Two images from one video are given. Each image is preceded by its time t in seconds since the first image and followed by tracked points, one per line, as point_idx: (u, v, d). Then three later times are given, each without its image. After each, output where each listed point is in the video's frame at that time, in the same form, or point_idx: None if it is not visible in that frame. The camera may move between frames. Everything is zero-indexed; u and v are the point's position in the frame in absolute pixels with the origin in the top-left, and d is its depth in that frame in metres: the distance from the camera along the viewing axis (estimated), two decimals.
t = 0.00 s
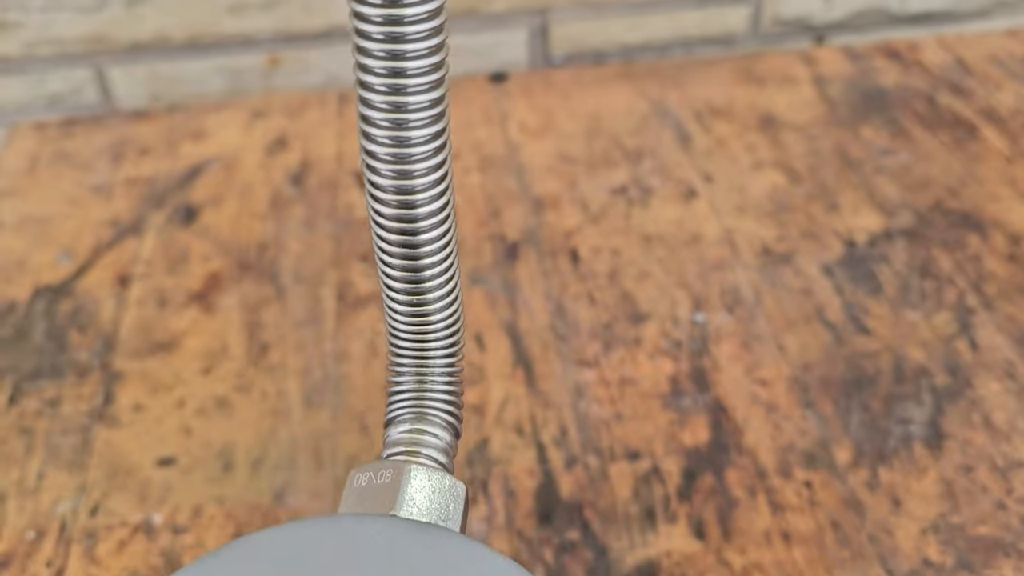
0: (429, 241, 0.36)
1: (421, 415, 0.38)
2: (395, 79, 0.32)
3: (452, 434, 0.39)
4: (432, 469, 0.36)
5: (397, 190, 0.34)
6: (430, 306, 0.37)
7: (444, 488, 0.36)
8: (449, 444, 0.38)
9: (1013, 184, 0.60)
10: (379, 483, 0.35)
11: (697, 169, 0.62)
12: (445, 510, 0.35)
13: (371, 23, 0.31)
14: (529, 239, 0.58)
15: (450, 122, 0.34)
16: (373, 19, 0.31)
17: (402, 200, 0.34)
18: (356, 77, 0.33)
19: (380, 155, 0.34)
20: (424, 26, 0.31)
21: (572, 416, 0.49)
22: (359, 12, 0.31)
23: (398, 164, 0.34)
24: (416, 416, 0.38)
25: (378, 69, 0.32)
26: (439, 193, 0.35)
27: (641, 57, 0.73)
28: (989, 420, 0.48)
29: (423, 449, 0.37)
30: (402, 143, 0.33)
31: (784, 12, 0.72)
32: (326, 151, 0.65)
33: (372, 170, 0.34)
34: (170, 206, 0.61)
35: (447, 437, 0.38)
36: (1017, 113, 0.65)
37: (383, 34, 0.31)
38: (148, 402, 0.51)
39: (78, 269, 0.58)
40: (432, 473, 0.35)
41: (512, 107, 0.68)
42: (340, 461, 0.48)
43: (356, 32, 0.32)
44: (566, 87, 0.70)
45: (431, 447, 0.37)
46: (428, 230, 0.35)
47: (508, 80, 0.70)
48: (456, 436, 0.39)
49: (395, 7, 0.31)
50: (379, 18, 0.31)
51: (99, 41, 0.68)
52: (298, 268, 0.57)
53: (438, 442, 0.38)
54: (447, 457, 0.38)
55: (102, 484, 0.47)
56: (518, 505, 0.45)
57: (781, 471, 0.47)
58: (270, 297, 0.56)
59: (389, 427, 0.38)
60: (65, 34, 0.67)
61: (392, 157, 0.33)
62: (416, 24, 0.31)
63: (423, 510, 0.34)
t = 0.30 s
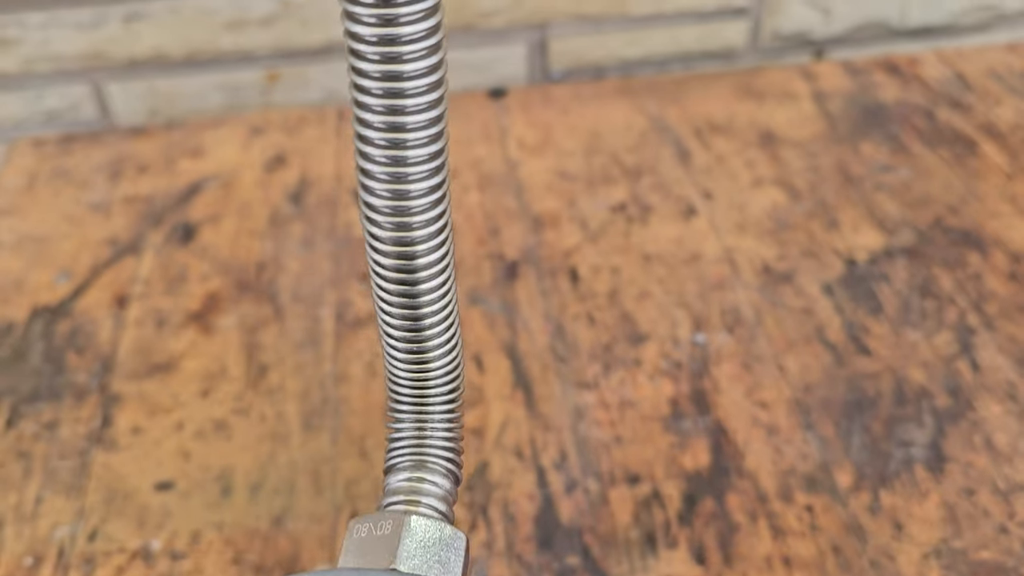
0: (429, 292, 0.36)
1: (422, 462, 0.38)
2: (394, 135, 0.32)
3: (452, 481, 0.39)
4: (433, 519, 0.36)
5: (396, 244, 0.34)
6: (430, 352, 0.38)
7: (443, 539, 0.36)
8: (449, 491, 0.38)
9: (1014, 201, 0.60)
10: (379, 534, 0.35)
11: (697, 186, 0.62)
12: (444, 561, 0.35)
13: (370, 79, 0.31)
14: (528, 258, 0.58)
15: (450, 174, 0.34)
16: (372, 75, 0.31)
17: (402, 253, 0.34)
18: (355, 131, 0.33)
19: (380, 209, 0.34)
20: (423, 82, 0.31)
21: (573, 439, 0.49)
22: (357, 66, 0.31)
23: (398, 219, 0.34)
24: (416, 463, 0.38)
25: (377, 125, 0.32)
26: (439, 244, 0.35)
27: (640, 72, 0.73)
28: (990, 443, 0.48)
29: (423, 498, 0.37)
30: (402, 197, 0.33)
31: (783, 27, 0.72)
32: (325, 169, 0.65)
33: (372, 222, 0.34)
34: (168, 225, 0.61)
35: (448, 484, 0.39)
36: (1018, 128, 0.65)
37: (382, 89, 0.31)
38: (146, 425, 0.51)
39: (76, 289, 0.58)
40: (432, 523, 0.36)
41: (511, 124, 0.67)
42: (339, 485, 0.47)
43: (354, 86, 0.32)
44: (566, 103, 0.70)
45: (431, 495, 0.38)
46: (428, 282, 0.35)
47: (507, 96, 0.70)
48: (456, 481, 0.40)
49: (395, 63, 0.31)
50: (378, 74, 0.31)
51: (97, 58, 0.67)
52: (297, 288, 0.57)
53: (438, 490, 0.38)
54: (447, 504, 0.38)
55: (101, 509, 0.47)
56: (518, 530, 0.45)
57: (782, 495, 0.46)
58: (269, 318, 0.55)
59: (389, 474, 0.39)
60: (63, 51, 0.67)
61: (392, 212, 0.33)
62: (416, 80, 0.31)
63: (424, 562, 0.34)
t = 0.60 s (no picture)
0: (426, 369, 0.36)
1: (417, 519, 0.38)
2: (389, 229, 0.32)
3: (448, 537, 0.39)
4: None
5: (392, 328, 0.35)
6: (426, 412, 0.38)
7: None
8: (445, 548, 0.38)
9: (1015, 221, 0.60)
10: None
11: (697, 205, 0.62)
12: None
13: (365, 175, 0.31)
14: (527, 280, 0.57)
15: (445, 253, 0.35)
16: (367, 171, 0.31)
17: (399, 335, 0.35)
18: (350, 218, 0.33)
19: (378, 297, 0.34)
20: (420, 178, 0.31)
21: (572, 466, 0.48)
22: (353, 164, 0.31)
23: (394, 305, 0.34)
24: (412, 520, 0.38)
25: (373, 221, 0.32)
26: (435, 332, 0.36)
27: (639, 88, 0.72)
28: (993, 469, 0.48)
29: (419, 557, 0.37)
30: (399, 286, 0.34)
31: (784, 43, 0.72)
32: (322, 188, 0.65)
33: (370, 308, 0.35)
34: (164, 245, 0.61)
35: (444, 540, 0.38)
36: (1019, 146, 0.65)
37: (377, 186, 0.31)
38: (141, 451, 0.50)
39: (71, 311, 0.57)
40: None
41: (510, 142, 0.67)
42: (336, 513, 0.47)
43: (350, 181, 0.32)
44: (565, 119, 0.69)
45: (426, 553, 0.37)
46: (425, 361, 0.36)
47: (505, 112, 0.70)
48: (452, 536, 0.39)
49: (391, 162, 0.31)
50: (373, 171, 0.31)
51: (94, 75, 0.67)
52: (294, 311, 0.56)
53: (433, 548, 0.38)
54: (443, 561, 0.38)
55: (95, 537, 0.47)
56: (517, 559, 0.45)
57: (783, 523, 0.46)
58: (265, 341, 0.55)
59: (384, 530, 0.39)
60: (59, 68, 0.66)
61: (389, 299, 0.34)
62: (418, 286, 0.34)
63: None
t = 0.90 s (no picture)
0: (413, 444, 0.37)
1: None
2: (383, 390, 0.34)
3: None
4: None
5: (380, 410, 0.35)
6: (414, 491, 0.40)
7: None
8: None
9: (1015, 249, 0.59)
10: None
11: (694, 232, 0.61)
12: None
13: (349, 268, 0.31)
14: (523, 309, 0.56)
15: (432, 347, 0.35)
16: (353, 272, 0.31)
17: (386, 423, 0.36)
18: (335, 302, 0.33)
19: (366, 395, 0.35)
20: (405, 276, 0.31)
21: (567, 503, 0.48)
22: (340, 274, 0.32)
23: (381, 389, 0.34)
24: None
25: (361, 330, 0.33)
26: (423, 428, 0.37)
27: (636, 110, 0.72)
28: (992, 506, 0.47)
29: None
30: (385, 371, 0.34)
31: (782, 64, 0.71)
32: (317, 214, 0.64)
33: (359, 403, 0.36)
34: (157, 273, 0.60)
35: None
36: (1019, 171, 0.64)
37: (364, 300, 0.32)
38: (133, 486, 0.50)
39: (62, 340, 0.57)
40: None
41: (506, 166, 0.66)
42: (329, 552, 0.46)
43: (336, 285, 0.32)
44: (561, 143, 0.69)
45: None
46: (412, 439, 0.37)
47: (501, 135, 0.70)
48: None
49: (376, 257, 0.31)
50: (358, 266, 0.31)
51: (86, 98, 0.66)
52: (287, 341, 0.56)
53: None
54: None
55: None
56: None
57: (781, 563, 0.45)
58: (258, 373, 0.54)
59: None
60: (51, 92, 0.66)
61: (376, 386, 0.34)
62: (405, 388, 0.35)
63: None
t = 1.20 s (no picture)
0: (412, 507, 0.38)
1: None
2: (380, 449, 0.34)
3: None
4: None
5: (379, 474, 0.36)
6: (413, 544, 0.39)
7: None
8: None
9: (1019, 269, 0.59)
10: None
11: (695, 251, 0.60)
12: None
13: (346, 334, 0.31)
14: (522, 330, 0.56)
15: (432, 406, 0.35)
16: (349, 334, 0.31)
17: (384, 482, 0.36)
18: (333, 362, 0.33)
19: (364, 451, 0.35)
20: (402, 340, 0.31)
21: (568, 529, 0.47)
22: (339, 332, 0.32)
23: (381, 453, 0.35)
24: None
25: (358, 388, 0.33)
26: (420, 483, 0.37)
27: (636, 126, 0.71)
28: (997, 533, 0.47)
29: None
30: (384, 436, 0.34)
31: (783, 79, 0.71)
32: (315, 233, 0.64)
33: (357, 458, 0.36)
34: (153, 293, 0.60)
35: None
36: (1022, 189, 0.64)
37: (361, 359, 0.32)
38: (129, 512, 0.49)
39: (58, 361, 0.56)
40: None
41: (506, 184, 0.66)
42: None
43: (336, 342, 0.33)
44: (561, 160, 0.68)
45: None
46: (410, 497, 0.37)
47: (501, 152, 0.69)
48: None
49: (373, 329, 0.31)
50: (355, 336, 0.31)
51: (84, 115, 0.66)
52: (285, 363, 0.55)
53: None
54: None
55: None
56: None
57: None
58: (256, 397, 0.54)
59: None
60: (48, 108, 0.65)
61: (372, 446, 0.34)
62: (403, 446, 0.35)
63: None
